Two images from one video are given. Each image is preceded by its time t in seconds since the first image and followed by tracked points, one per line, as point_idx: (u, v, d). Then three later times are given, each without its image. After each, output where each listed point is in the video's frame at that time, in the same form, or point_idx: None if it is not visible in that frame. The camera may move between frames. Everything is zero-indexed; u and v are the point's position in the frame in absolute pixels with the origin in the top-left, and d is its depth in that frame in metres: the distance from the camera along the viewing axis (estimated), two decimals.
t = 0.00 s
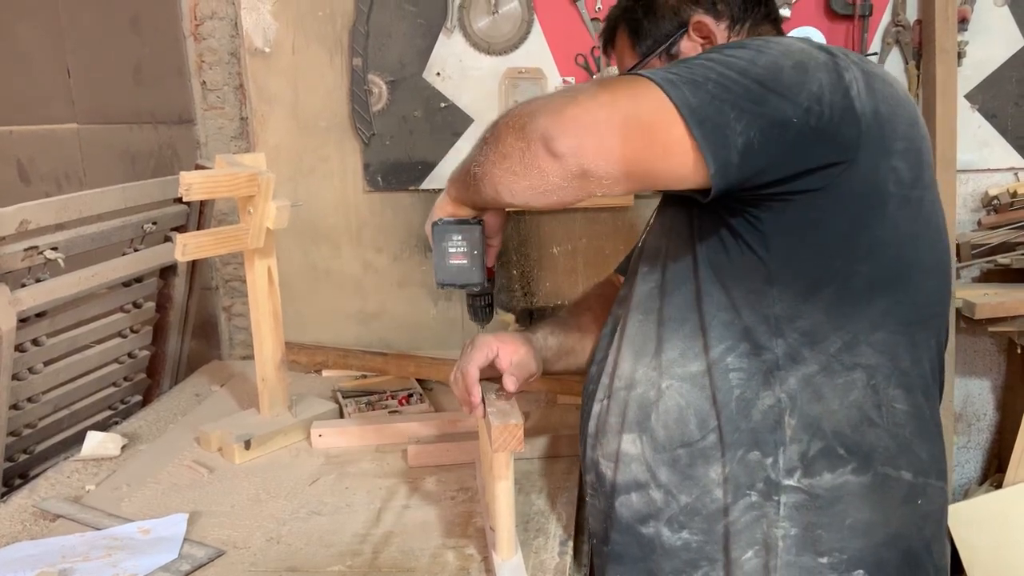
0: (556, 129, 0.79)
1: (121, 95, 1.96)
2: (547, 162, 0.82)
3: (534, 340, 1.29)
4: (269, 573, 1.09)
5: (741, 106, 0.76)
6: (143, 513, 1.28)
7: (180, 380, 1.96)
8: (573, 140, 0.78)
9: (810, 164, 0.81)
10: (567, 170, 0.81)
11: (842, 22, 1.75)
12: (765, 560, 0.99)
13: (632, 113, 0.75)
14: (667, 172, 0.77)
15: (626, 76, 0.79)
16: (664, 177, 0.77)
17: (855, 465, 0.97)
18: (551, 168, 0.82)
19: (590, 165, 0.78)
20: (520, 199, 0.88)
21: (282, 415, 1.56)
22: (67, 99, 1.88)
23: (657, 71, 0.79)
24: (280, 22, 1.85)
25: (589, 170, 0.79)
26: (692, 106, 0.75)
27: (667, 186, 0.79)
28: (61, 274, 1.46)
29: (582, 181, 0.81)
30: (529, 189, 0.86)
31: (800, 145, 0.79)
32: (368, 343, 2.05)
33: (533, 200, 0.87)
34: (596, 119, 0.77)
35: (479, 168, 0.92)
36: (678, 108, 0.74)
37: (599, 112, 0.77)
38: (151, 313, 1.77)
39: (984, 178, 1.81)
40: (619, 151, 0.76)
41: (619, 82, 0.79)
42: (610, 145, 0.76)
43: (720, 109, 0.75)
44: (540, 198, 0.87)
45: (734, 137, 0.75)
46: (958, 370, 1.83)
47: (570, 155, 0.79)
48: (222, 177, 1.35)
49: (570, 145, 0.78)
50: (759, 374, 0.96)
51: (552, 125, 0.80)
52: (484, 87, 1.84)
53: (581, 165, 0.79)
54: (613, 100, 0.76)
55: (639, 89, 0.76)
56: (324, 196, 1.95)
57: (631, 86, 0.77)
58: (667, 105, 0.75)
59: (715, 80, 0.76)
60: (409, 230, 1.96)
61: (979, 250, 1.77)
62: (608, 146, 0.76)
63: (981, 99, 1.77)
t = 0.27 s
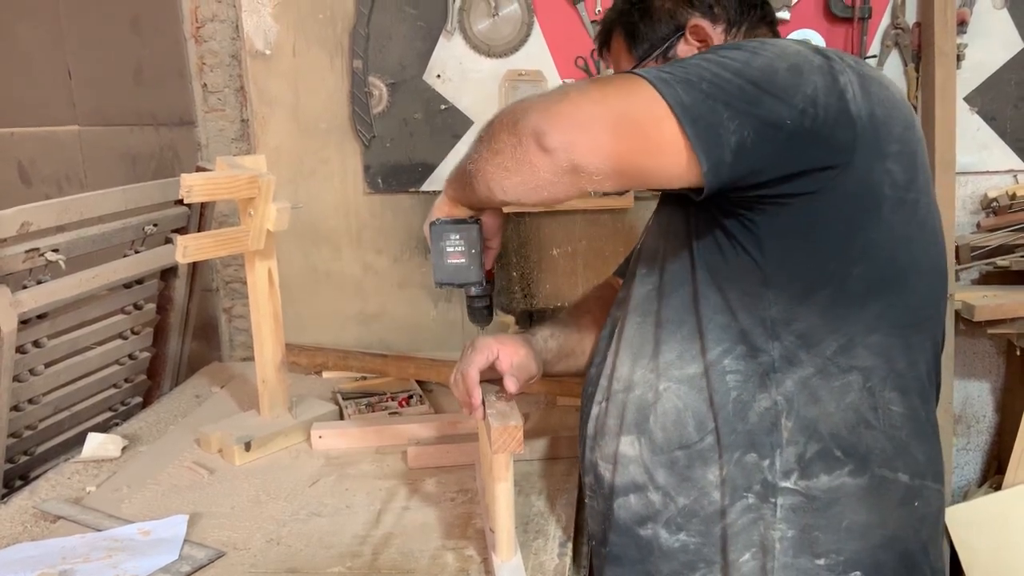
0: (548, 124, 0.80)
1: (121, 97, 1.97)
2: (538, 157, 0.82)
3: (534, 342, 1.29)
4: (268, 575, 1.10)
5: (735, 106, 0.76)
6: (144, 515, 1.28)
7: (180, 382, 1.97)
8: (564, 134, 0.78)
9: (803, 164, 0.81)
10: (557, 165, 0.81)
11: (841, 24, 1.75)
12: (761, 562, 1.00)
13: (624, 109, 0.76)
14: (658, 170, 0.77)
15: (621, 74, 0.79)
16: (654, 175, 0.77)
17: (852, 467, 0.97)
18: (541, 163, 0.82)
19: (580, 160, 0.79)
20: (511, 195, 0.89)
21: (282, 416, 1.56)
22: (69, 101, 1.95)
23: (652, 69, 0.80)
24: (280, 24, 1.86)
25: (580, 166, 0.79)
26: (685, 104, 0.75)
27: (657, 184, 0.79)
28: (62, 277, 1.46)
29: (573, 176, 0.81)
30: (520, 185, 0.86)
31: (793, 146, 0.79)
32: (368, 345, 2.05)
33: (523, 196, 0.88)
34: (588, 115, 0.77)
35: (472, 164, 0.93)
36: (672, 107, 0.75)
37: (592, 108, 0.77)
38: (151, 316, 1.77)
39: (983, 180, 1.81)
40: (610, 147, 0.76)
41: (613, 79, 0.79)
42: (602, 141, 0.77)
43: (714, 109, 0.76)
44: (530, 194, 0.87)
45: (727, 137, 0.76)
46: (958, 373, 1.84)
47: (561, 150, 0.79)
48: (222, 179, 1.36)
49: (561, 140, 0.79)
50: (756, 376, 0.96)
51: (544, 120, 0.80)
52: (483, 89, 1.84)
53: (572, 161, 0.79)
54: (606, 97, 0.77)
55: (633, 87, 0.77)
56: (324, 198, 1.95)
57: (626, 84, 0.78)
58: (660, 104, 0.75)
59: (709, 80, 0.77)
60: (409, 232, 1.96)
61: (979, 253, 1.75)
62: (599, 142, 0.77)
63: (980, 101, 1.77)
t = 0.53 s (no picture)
0: (541, 104, 0.80)
1: (122, 98, 1.97)
2: (530, 138, 0.83)
3: (534, 343, 1.30)
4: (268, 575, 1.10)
5: (729, 93, 0.76)
6: (144, 515, 1.28)
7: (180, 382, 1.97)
8: (557, 113, 0.79)
9: (797, 159, 0.81)
10: (548, 145, 0.81)
11: (841, 26, 1.76)
12: (749, 559, 1.00)
13: (618, 90, 0.77)
14: (649, 152, 0.77)
15: (617, 60, 0.80)
16: (645, 157, 0.78)
17: (846, 466, 0.97)
18: (534, 145, 0.83)
19: (572, 139, 0.79)
20: (504, 180, 0.89)
21: (282, 417, 1.56)
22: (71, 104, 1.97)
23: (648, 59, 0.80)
24: (281, 26, 1.86)
25: (571, 146, 0.80)
26: (679, 88, 0.76)
27: (648, 168, 0.79)
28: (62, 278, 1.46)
29: (564, 158, 0.82)
30: (512, 168, 0.87)
31: (786, 140, 0.78)
32: (368, 346, 2.06)
33: (515, 180, 0.88)
34: (581, 95, 0.78)
35: (469, 153, 0.93)
36: (665, 91, 0.75)
37: (586, 88, 0.78)
38: (151, 317, 1.77)
39: (982, 182, 1.81)
40: (602, 126, 0.77)
41: (609, 64, 0.80)
42: (594, 120, 0.77)
43: (707, 96, 0.76)
44: (522, 178, 0.87)
45: (719, 121, 0.76)
46: (957, 374, 1.84)
47: (552, 130, 0.80)
48: (223, 180, 1.36)
49: (553, 119, 0.79)
50: (749, 373, 0.97)
51: (537, 101, 0.81)
52: (484, 90, 1.84)
53: (563, 140, 0.80)
54: (600, 78, 0.78)
55: (628, 70, 0.78)
56: (325, 199, 1.95)
57: (620, 71, 0.78)
58: (654, 86, 0.76)
59: (704, 66, 0.77)
60: (409, 233, 1.96)
61: (979, 254, 1.76)
62: (592, 122, 0.77)
63: (979, 103, 1.77)
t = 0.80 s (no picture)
0: (539, 106, 0.81)
1: (122, 99, 1.97)
2: (529, 140, 0.83)
3: (533, 343, 1.30)
4: None
5: (725, 93, 0.76)
6: (143, 515, 1.28)
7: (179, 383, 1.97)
8: (555, 114, 0.79)
9: (793, 158, 0.81)
10: (547, 147, 0.82)
11: (840, 27, 1.76)
12: (744, 558, 1.00)
13: (615, 90, 0.77)
14: (647, 152, 0.77)
15: (615, 60, 0.80)
16: (643, 157, 0.78)
17: (843, 466, 0.97)
18: (533, 147, 0.83)
19: (571, 141, 0.79)
20: (503, 182, 0.89)
21: (282, 418, 1.56)
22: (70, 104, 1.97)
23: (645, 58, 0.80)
24: (281, 26, 1.86)
25: (570, 147, 0.80)
26: (675, 88, 0.76)
27: (647, 169, 0.79)
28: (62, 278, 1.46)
29: (563, 160, 0.82)
30: (511, 171, 0.87)
31: (782, 140, 0.78)
32: (367, 346, 2.06)
33: (515, 183, 0.88)
34: (579, 96, 0.78)
35: (469, 159, 0.94)
36: (662, 90, 0.75)
37: (584, 90, 0.78)
38: (150, 317, 1.77)
39: (981, 183, 1.82)
40: (600, 126, 0.77)
41: (607, 65, 0.80)
42: (592, 121, 0.77)
43: (703, 96, 0.76)
44: (522, 180, 0.87)
45: (715, 120, 0.76)
46: (956, 375, 1.84)
47: (551, 131, 0.80)
48: (223, 181, 1.36)
49: (551, 121, 0.79)
50: (746, 373, 0.97)
51: (535, 103, 0.81)
52: (484, 91, 1.85)
53: (562, 142, 0.80)
54: (598, 79, 0.78)
55: (625, 70, 0.78)
56: (325, 199, 1.95)
57: (617, 72, 0.78)
58: (650, 85, 0.76)
59: (702, 65, 0.77)
60: (409, 234, 1.96)
61: (978, 255, 1.76)
62: (590, 123, 0.78)
63: (978, 103, 1.77)
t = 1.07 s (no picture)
0: (538, 119, 0.80)
1: (122, 99, 1.97)
2: (529, 154, 0.83)
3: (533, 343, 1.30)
4: None
5: (721, 97, 0.76)
6: (142, 516, 1.28)
7: (179, 383, 1.97)
8: (554, 127, 0.79)
9: (791, 161, 0.81)
10: (547, 160, 0.81)
11: (840, 27, 1.76)
12: (746, 557, 1.00)
13: (612, 99, 0.77)
14: (647, 160, 0.77)
15: (610, 68, 0.80)
16: (643, 165, 0.78)
17: (844, 465, 0.97)
18: (533, 160, 0.83)
19: (570, 153, 0.79)
20: (504, 194, 0.89)
21: (281, 418, 1.56)
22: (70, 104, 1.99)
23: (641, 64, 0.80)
24: (281, 26, 1.86)
25: (570, 160, 0.80)
26: (671, 93, 0.76)
27: (648, 177, 0.79)
28: (61, 278, 1.46)
29: (564, 172, 0.82)
30: (512, 183, 0.87)
31: (780, 142, 0.78)
32: (367, 346, 2.05)
33: (516, 196, 0.88)
34: (577, 108, 0.78)
35: (469, 173, 0.94)
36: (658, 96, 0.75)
37: (581, 101, 0.78)
38: (150, 317, 1.77)
39: (980, 183, 1.82)
40: (599, 136, 0.77)
41: (602, 73, 0.80)
42: (591, 132, 0.77)
43: (699, 100, 0.76)
44: (523, 192, 0.87)
45: (713, 126, 0.76)
46: (956, 376, 1.84)
47: (551, 144, 0.80)
48: (222, 181, 1.36)
49: (551, 134, 0.79)
50: (746, 372, 0.97)
51: (533, 117, 0.81)
52: (483, 91, 1.85)
53: (562, 154, 0.80)
54: (594, 90, 0.78)
55: (621, 79, 0.78)
56: (324, 200, 1.95)
57: (614, 78, 0.78)
58: (647, 92, 0.76)
59: (698, 70, 0.77)
60: (408, 234, 1.96)
61: (977, 255, 1.77)
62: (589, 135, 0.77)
63: (978, 104, 1.77)
